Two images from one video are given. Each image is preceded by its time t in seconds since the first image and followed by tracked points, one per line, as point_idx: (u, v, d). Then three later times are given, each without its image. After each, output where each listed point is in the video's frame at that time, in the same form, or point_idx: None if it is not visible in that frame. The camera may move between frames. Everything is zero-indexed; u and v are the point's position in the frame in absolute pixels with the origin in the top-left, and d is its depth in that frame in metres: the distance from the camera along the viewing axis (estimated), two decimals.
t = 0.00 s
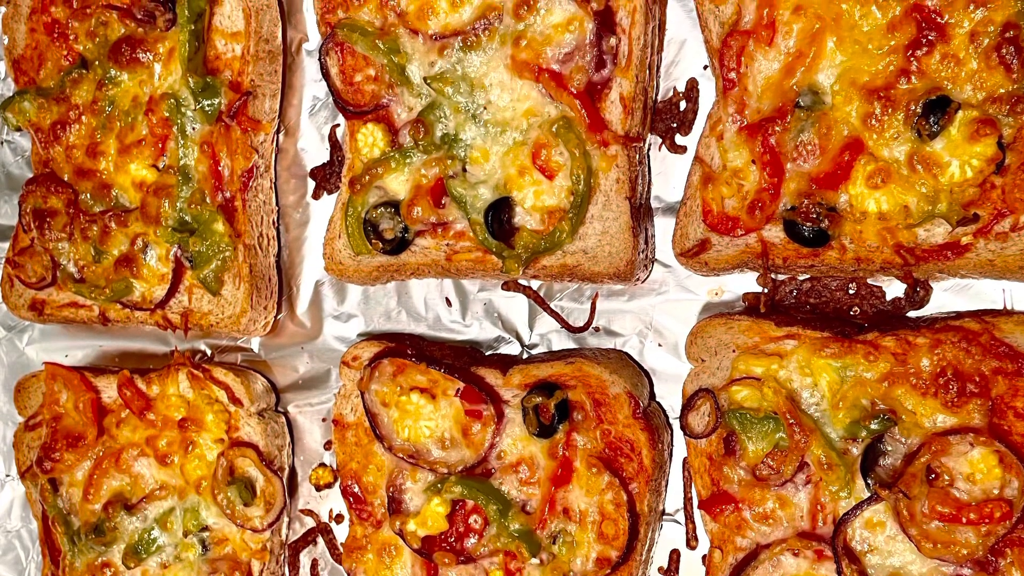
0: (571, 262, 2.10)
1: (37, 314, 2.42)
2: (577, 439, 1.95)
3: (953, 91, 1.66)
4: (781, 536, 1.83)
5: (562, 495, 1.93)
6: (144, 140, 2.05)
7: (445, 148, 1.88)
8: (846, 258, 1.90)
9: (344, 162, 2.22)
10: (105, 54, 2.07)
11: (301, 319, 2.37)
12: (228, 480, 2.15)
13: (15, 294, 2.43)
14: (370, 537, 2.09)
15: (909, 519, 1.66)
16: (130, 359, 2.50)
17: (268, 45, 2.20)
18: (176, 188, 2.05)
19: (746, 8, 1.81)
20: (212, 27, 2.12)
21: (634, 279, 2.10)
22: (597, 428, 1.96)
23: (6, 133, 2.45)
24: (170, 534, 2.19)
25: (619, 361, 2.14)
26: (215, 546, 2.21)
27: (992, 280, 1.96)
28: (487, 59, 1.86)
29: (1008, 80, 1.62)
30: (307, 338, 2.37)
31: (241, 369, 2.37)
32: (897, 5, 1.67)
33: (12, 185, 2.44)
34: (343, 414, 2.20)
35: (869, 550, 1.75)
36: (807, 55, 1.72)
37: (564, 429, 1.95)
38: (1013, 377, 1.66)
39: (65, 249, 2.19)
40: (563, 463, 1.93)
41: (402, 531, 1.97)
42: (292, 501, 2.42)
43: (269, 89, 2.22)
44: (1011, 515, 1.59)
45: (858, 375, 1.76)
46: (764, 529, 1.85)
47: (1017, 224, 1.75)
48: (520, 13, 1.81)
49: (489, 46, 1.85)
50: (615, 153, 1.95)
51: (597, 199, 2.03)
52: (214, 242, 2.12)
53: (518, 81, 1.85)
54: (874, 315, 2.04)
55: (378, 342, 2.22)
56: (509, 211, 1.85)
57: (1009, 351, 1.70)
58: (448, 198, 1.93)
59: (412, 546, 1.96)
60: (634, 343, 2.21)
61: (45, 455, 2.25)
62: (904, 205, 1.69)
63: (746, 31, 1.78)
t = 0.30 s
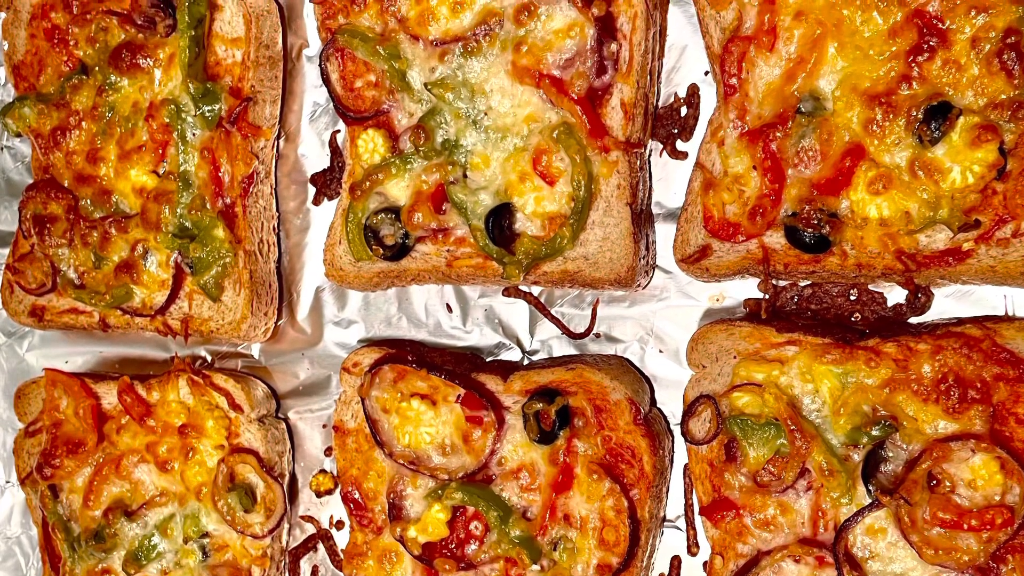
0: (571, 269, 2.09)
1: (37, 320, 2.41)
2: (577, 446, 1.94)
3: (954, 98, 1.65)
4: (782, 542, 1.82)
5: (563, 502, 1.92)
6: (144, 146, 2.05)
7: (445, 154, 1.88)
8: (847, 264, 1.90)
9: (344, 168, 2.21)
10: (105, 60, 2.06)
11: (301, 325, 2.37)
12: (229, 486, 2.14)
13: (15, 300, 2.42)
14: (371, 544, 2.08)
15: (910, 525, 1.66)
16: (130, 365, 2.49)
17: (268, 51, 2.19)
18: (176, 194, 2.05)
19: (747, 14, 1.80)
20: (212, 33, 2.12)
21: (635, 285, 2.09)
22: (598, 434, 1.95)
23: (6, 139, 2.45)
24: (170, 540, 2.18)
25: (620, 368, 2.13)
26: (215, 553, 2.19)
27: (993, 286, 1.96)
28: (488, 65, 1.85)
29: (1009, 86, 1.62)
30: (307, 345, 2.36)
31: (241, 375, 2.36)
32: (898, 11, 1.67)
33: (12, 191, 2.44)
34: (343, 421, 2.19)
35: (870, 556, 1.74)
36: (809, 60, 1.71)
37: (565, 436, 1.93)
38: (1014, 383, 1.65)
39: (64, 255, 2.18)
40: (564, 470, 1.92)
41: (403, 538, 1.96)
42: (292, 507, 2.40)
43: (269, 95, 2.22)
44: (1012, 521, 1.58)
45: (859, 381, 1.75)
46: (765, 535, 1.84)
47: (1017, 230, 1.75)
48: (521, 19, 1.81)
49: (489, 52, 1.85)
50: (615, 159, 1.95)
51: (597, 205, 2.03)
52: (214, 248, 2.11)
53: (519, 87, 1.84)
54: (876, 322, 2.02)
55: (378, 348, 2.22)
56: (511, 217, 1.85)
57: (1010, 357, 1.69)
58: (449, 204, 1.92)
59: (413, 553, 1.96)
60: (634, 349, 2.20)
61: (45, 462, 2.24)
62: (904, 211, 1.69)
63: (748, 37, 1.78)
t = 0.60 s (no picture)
0: (572, 275, 2.09)
1: (37, 326, 2.40)
2: (578, 452, 1.92)
3: (956, 103, 1.65)
4: (783, 549, 1.80)
5: (563, 508, 1.91)
6: (144, 152, 2.05)
7: (446, 160, 1.88)
8: (848, 270, 1.89)
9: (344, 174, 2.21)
10: (105, 66, 2.06)
11: (302, 331, 2.36)
12: (229, 493, 2.12)
13: (15, 306, 2.41)
14: (372, 550, 2.07)
15: (912, 532, 1.65)
16: (130, 371, 2.48)
17: (269, 56, 2.19)
18: (176, 200, 2.04)
19: (748, 19, 1.79)
20: (212, 38, 2.12)
21: (636, 291, 2.09)
22: (598, 440, 1.94)
23: (6, 145, 2.44)
24: (171, 547, 2.17)
25: (621, 374, 2.12)
26: (216, 559, 2.18)
27: (994, 292, 1.95)
28: (489, 71, 1.85)
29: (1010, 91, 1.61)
30: (308, 351, 2.36)
31: (241, 381, 2.35)
32: (899, 16, 1.66)
33: (12, 197, 2.43)
34: (344, 427, 2.17)
35: (872, 563, 1.73)
36: (809, 66, 1.71)
37: (565, 442, 1.92)
38: (1016, 390, 1.64)
39: (65, 261, 2.18)
40: (565, 476, 1.91)
41: (403, 544, 1.95)
42: (292, 514, 2.39)
43: (269, 101, 2.21)
44: (1014, 528, 1.57)
45: (860, 388, 1.74)
46: (766, 542, 1.82)
47: (1020, 236, 1.73)
48: (521, 25, 1.80)
49: (490, 58, 1.85)
50: (616, 165, 1.94)
51: (598, 210, 2.02)
52: (214, 254, 2.11)
53: (519, 92, 1.84)
54: (877, 328, 2.02)
55: (379, 354, 2.21)
56: (511, 223, 1.84)
57: (1012, 363, 1.68)
58: (450, 210, 1.91)
59: (413, 559, 1.94)
60: (635, 355, 2.19)
61: (45, 468, 2.23)
62: (905, 217, 1.68)
63: (749, 42, 1.77)
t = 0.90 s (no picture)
0: (572, 281, 2.08)
1: (37, 332, 2.39)
2: (579, 458, 1.91)
3: (957, 109, 1.64)
4: (784, 555, 1.79)
5: (564, 515, 1.89)
6: (144, 158, 2.05)
7: (447, 166, 1.87)
8: (849, 276, 1.88)
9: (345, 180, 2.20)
10: (106, 71, 2.06)
11: (302, 337, 2.35)
12: (229, 499, 2.11)
13: (15, 312, 2.40)
14: (372, 557, 2.05)
15: (912, 538, 1.65)
16: (130, 378, 2.47)
17: (270, 62, 2.19)
18: (176, 206, 2.04)
19: (749, 25, 1.79)
20: (212, 44, 2.12)
21: (637, 297, 2.08)
22: (599, 446, 1.92)
23: (6, 151, 2.44)
24: (171, 553, 2.15)
25: (623, 382, 2.11)
26: (216, 566, 2.17)
27: (996, 298, 1.93)
28: (490, 76, 1.85)
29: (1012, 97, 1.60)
30: (308, 357, 2.35)
31: (242, 387, 2.34)
32: (900, 22, 1.66)
33: (12, 203, 2.43)
34: (345, 433, 2.16)
35: (873, 569, 1.72)
36: (811, 72, 1.70)
37: (565, 448, 1.91)
38: (1018, 396, 1.63)
39: (64, 267, 2.17)
40: (565, 482, 1.90)
41: (404, 551, 1.94)
42: (293, 520, 2.38)
43: (270, 107, 2.20)
44: (1015, 534, 1.58)
45: (861, 395, 1.72)
46: (767, 548, 1.80)
47: (1021, 242, 1.72)
48: (522, 31, 1.80)
49: (490, 64, 1.84)
50: (618, 171, 1.93)
51: (599, 216, 2.01)
52: (215, 260, 2.10)
53: (520, 98, 1.83)
54: (878, 334, 2.01)
55: (379, 360, 2.20)
56: (511, 229, 1.83)
57: (1013, 369, 1.67)
58: (450, 216, 1.91)
59: (414, 565, 1.93)
60: (636, 362, 2.18)
61: (45, 475, 2.21)
62: (906, 222, 1.67)
63: (750, 48, 1.77)
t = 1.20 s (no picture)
0: (573, 286, 2.07)
1: (37, 339, 2.39)
2: (580, 464, 1.90)
3: (958, 115, 1.64)
4: (785, 562, 1.77)
5: (564, 521, 1.88)
6: (144, 164, 2.04)
7: (447, 171, 1.87)
8: (850, 282, 1.87)
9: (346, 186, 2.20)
10: (106, 77, 2.05)
11: (303, 343, 2.34)
12: (229, 505, 2.10)
13: (15, 318, 2.40)
14: (373, 563, 2.04)
15: (914, 544, 1.64)
16: (130, 384, 2.46)
17: (270, 68, 2.19)
18: (177, 212, 2.03)
19: (750, 30, 1.79)
20: (212, 50, 2.11)
21: (637, 303, 2.07)
22: (601, 453, 1.91)
23: (6, 157, 2.44)
24: (171, 559, 2.14)
25: (624, 388, 2.10)
26: (216, 573, 2.16)
27: (997, 304, 1.93)
28: (490, 82, 1.84)
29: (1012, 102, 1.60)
30: (309, 363, 2.34)
31: (242, 394, 2.33)
32: (901, 28, 1.66)
33: (12, 209, 2.43)
34: (346, 440, 2.15)
35: None
36: (812, 78, 1.70)
37: (565, 455, 1.90)
38: (1019, 402, 1.61)
39: (64, 273, 2.16)
40: (566, 489, 1.89)
41: (405, 557, 1.92)
42: (294, 526, 2.37)
43: (271, 112, 2.20)
44: (1016, 540, 1.58)
45: (863, 401, 1.72)
46: (768, 554, 1.79)
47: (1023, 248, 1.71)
48: (523, 37, 1.80)
49: (490, 69, 1.84)
50: (619, 177, 1.93)
51: (600, 222, 2.00)
52: (215, 266, 2.10)
53: (521, 104, 1.83)
54: (879, 340, 2.00)
55: (379, 366, 2.19)
56: (511, 236, 1.82)
57: (1015, 376, 1.65)
58: (451, 222, 1.91)
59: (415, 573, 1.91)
60: (637, 368, 2.17)
61: (45, 481, 2.21)
62: (908, 228, 1.66)
63: (750, 54, 1.77)
